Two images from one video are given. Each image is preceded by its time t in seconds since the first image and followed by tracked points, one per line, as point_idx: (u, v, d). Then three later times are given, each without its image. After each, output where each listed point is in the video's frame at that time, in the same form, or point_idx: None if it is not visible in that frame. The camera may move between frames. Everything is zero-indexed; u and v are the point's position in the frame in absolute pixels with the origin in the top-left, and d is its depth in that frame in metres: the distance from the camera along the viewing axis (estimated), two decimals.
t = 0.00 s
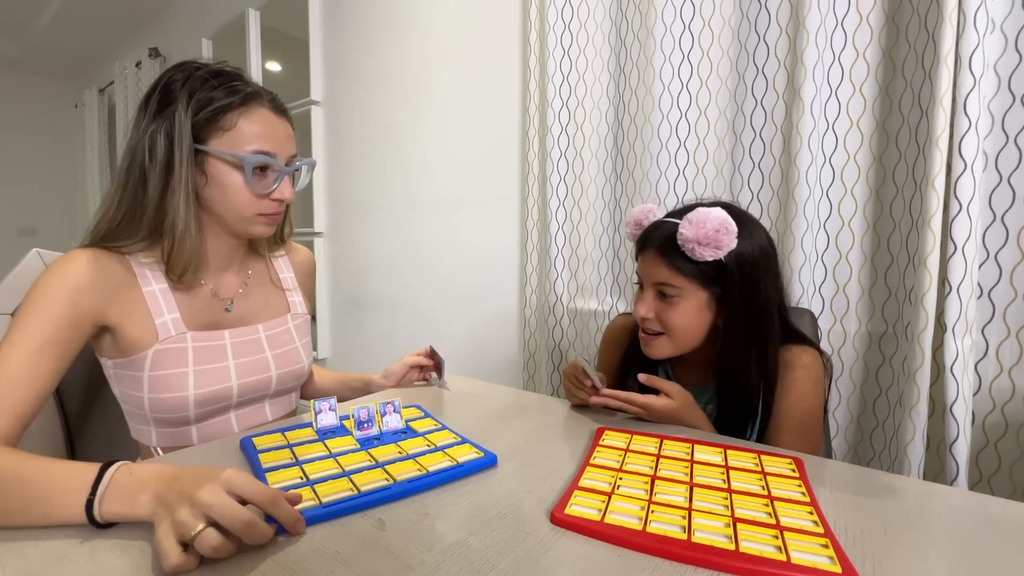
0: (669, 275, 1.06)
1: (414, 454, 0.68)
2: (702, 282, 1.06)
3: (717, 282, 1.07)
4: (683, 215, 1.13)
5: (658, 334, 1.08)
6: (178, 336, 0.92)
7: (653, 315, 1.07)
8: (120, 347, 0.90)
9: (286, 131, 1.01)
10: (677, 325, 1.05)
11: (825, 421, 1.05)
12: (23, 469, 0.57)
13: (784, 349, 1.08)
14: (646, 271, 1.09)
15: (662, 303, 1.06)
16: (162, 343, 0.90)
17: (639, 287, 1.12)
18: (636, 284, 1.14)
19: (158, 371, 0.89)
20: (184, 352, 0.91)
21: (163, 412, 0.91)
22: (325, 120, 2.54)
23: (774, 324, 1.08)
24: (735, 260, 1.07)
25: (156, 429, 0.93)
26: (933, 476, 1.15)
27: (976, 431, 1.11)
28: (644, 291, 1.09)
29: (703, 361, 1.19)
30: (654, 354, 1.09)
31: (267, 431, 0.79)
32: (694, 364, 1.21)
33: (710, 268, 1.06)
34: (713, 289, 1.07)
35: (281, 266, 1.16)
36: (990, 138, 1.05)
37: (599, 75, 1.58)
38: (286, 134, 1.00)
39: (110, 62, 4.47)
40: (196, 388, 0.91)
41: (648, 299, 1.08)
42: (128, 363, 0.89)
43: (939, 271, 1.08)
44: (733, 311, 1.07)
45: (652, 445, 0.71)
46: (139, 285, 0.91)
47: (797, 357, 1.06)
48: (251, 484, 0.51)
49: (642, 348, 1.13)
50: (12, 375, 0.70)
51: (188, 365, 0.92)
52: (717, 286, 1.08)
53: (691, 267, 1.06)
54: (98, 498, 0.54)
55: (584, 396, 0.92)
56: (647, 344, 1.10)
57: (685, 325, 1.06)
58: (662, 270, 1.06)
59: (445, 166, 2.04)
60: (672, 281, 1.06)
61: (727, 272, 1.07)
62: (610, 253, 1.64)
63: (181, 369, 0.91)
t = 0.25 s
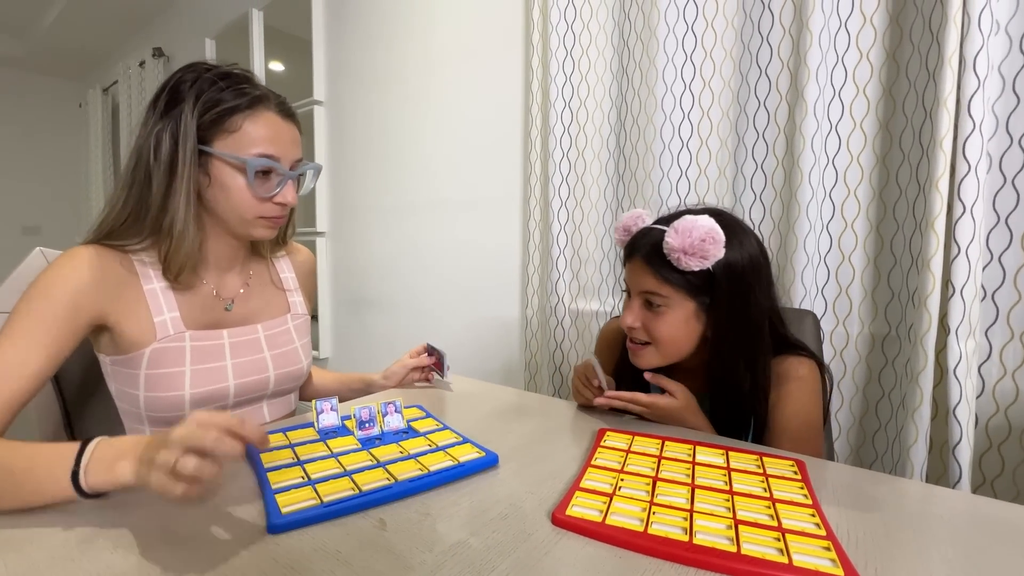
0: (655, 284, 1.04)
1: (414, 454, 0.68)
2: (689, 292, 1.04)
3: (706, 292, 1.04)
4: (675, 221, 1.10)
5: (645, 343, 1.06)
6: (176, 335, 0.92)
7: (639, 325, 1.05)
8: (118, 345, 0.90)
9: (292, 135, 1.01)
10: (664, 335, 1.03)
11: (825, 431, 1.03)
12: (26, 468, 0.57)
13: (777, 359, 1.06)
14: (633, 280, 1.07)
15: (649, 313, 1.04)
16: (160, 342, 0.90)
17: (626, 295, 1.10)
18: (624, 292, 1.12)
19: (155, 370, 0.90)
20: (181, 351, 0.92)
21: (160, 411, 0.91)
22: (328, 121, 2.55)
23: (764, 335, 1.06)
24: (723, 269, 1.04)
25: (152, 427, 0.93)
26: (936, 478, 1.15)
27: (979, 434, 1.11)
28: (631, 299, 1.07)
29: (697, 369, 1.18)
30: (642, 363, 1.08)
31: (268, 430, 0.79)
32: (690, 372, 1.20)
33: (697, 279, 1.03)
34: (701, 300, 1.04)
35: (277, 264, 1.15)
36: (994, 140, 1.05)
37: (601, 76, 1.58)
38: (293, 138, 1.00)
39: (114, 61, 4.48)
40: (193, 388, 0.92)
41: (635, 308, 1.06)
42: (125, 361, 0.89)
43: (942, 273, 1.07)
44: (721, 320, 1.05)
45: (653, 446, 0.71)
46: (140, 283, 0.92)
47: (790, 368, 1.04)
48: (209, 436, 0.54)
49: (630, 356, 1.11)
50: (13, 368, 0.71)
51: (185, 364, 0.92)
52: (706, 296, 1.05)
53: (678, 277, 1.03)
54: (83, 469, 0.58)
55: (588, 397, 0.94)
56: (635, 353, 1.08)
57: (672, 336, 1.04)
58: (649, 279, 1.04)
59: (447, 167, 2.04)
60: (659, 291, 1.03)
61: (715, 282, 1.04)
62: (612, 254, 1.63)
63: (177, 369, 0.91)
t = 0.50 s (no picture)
0: (651, 288, 1.04)
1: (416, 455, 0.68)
2: (686, 296, 1.04)
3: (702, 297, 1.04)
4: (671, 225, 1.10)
5: (640, 347, 1.06)
6: (172, 336, 0.92)
7: (634, 328, 1.05)
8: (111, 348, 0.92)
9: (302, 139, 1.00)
10: (659, 339, 1.03)
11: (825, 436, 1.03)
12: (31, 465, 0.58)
13: (775, 367, 1.06)
14: (629, 283, 1.07)
15: (644, 317, 1.04)
16: (155, 344, 0.91)
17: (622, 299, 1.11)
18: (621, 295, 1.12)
19: (150, 371, 0.90)
20: (178, 353, 0.92)
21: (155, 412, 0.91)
22: (331, 119, 2.55)
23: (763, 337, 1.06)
24: (718, 274, 1.04)
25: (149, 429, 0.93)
26: (938, 481, 1.15)
27: (982, 436, 1.11)
28: (627, 303, 1.07)
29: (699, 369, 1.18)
30: (636, 367, 1.08)
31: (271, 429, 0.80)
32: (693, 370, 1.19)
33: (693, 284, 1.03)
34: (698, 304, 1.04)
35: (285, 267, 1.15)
36: (999, 141, 1.04)
37: (604, 75, 1.58)
38: (302, 143, 0.99)
39: (118, 59, 4.49)
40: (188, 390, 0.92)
41: (630, 312, 1.06)
42: (120, 362, 0.91)
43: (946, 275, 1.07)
44: (716, 323, 1.05)
45: (655, 447, 0.71)
46: (136, 286, 0.93)
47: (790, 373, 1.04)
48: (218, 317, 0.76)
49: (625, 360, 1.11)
50: None
51: (180, 366, 0.92)
52: (702, 301, 1.05)
53: (674, 281, 1.03)
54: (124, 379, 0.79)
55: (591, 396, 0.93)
56: (629, 357, 1.08)
57: (667, 340, 1.03)
58: (645, 283, 1.04)
59: (450, 166, 2.04)
60: (655, 295, 1.03)
61: (712, 287, 1.04)
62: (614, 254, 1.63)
63: (172, 371, 0.91)
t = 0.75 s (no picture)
0: (659, 286, 1.03)
1: (418, 454, 0.68)
2: (694, 294, 1.03)
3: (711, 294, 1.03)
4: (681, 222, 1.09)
5: (647, 344, 1.06)
6: (160, 334, 0.93)
7: (641, 326, 1.04)
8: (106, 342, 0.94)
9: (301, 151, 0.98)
10: (666, 336, 1.02)
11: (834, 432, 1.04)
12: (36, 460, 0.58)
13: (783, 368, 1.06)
14: (637, 281, 1.07)
15: (651, 314, 1.04)
16: (141, 341, 0.91)
17: (630, 296, 1.10)
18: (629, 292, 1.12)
19: (137, 368, 0.91)
20: (165, 351, 0.92)
21: (142, 408, 0.92)
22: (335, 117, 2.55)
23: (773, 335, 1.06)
24: (729, 271, 1.03)
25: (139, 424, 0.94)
26: (944, 483, 1.14)
27: (989, 439, 1.10)
28: (634, 300, 1.07)
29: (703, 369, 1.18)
30: (643, 365, 1.07)
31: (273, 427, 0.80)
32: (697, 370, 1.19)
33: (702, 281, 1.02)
34: (706, 302, 1.04)
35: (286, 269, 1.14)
36: (1008, 141, 1.03)
37: (609, 74, 1.58)
38: (299, 154, 0.97)
39: (123, 56, 4.50)
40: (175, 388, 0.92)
41: (637, 309, 1.06)
42: (110, 358, 0.92)
43: (953, 276, 1.06)
44: (727, 321, 1.05)
45: (658, 448, 0.71)
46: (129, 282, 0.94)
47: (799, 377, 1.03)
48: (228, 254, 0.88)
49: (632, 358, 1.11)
50: None
51: (168, 364, 0.92)
52: (711, 299, 1.04)
53: (682, 279, 1.02)
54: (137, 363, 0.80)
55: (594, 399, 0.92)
56: (636, 354, 1.08)
57: (674, 337, 1.03)
58: (653, 280, 1.04)
59: (453, 164, 2.04)
60: (662, 292, 1.03)
61: (721, 284, 1.03)
62: (617, 253, 1.63)
63: (159, 368, 0.91)
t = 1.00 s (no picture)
0: (683, 268, 1.02)
1: (428, 455, 0.68)
2: (718, 279, 1.02)
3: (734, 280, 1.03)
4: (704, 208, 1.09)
5: (667, 329, 1.04)
6: (160, 329, 0.93)
7: (662, 309, 1.03)
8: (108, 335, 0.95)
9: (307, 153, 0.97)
10: (688, 320, 1.01)
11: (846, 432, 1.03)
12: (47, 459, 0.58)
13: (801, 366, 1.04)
14: (659, 264, 1.05)
15: (673, 298, 1.02)
16: (141, 335, 0.92)
17: (650, 280, 1.09)
18: (648, 277, 1.10)
19: (136, 364, 0.91)
20: (166, 347, 0.93)
21: (140, 405, 0.92)
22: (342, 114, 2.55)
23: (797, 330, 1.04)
24: (757, 260, 1.03)
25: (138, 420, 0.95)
26: (959, 485, 1.13)
27: (1005, 441, 1.08)
28: (655, 284, 1.05)
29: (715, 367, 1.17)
30: (661, 351, 1.06)
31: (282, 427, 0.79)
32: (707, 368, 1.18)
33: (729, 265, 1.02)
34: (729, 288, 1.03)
35: (291, 270, 1.13)
36: None
37: (619, 70, 1.57)
38: (304, 157, 0.96)
39: (132, 53, 4.51)
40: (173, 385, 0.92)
41: (659, 292, 1.04)
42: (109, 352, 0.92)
43: (969, 276, 1.05)
44: (751, 308, 1.04)
45: (671, 450, 0.70)
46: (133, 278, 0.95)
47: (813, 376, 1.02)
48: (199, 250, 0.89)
49: (649, 344, 1.10)
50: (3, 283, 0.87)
51: (168, 361, 0.92)
52: (734, 285, 1.03)
53: (708, 262, 1.01)
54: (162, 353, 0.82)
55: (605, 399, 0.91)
56: (654, 339, 1.06)
57: (696, 322, 1.01)
58: (676, 263, 1.02)
59: (461, 162, 2.03)
60: (686, 275, 1.01)
61: (748, 271, 1.03)
62: (626, 251, 1.62)
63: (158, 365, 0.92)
